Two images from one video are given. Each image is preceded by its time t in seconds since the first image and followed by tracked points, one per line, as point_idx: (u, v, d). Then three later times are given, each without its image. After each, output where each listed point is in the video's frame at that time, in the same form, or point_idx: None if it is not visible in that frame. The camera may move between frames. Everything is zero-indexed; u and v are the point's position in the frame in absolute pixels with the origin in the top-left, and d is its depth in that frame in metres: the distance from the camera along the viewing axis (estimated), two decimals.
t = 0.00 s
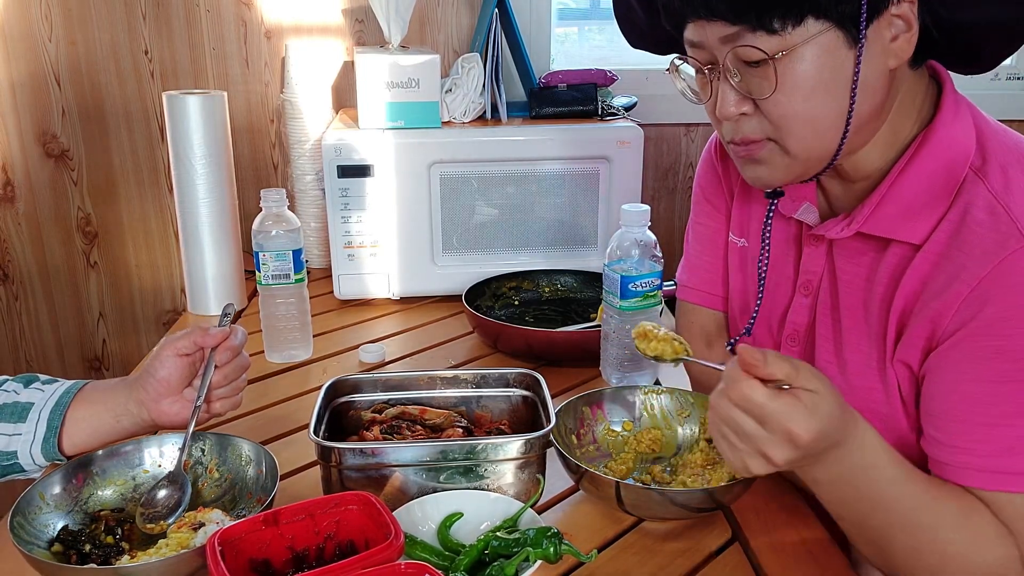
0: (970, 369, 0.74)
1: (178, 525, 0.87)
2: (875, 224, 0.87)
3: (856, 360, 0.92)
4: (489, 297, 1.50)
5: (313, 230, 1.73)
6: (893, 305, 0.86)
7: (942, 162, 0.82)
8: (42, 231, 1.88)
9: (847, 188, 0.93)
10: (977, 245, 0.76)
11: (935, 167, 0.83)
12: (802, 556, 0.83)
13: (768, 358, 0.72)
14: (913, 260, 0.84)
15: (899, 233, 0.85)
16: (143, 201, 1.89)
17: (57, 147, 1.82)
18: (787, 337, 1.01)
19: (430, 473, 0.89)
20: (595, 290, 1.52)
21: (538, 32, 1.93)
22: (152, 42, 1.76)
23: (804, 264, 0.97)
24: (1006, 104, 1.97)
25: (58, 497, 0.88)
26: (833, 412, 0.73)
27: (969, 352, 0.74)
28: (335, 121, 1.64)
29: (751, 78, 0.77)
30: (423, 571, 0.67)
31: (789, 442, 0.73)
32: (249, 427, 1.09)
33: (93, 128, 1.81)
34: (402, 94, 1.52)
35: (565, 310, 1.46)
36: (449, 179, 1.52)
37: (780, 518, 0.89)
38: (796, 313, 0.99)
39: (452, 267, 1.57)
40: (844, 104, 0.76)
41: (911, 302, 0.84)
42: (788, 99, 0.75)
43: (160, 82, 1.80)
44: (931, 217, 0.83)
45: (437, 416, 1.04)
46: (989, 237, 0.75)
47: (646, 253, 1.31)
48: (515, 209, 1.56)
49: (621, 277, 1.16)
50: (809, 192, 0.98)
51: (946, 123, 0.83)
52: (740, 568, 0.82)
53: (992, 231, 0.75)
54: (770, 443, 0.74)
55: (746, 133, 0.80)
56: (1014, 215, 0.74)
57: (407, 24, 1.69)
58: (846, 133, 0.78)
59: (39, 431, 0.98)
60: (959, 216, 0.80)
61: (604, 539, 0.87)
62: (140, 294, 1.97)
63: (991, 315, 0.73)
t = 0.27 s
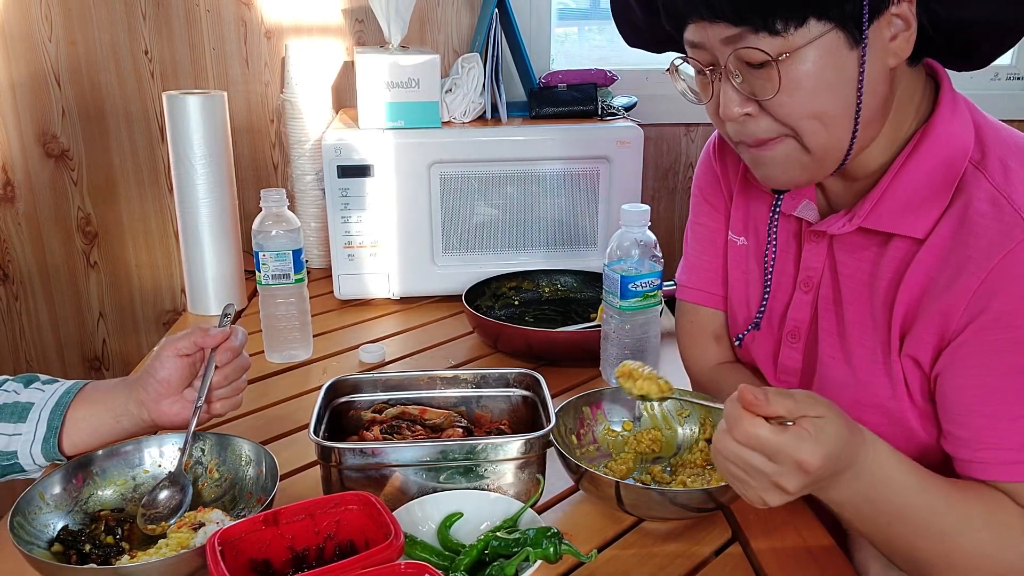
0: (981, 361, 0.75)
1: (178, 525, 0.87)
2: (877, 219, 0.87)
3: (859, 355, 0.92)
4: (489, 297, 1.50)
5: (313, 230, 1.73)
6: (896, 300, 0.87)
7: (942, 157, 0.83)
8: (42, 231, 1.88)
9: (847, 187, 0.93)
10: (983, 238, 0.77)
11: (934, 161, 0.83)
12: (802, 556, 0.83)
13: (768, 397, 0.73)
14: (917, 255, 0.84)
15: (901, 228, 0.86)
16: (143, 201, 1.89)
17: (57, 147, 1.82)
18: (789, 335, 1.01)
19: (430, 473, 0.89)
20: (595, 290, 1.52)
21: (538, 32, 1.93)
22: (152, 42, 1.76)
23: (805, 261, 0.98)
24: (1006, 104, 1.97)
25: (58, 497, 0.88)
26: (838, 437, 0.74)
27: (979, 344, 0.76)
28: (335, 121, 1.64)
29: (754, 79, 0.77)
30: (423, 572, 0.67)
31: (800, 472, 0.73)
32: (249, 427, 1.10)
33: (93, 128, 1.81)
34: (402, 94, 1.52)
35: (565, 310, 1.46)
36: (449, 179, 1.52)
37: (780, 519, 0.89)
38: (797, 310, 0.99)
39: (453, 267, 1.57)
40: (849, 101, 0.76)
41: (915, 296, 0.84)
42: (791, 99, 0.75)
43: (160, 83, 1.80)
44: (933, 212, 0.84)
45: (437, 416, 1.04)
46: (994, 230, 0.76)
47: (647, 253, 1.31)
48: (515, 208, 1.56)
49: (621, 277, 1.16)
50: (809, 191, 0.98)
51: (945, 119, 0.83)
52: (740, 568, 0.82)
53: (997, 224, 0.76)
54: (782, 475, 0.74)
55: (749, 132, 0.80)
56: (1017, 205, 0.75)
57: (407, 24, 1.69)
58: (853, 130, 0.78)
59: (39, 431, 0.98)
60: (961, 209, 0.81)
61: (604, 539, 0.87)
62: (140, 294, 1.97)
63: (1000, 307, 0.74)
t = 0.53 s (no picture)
0: (982, 355, 0.75)
1: (178, 525, 0.87)
2: (878, 216, 0.88)
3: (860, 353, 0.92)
4: (489, 297, 1.50)
5: (313, 230, 1.73)
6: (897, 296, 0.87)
7: (942, 153, 0.83)
8: (42, 231, 1.88)
9: (846, 187, 0.94)
10: (982, 231, 0.77)
11: (935, 158, 0.83)
12: (801, 556, 0.83)
13: (748, 399, 0.71)
14: (917, 251, 0.85)
15: (901, 225, 0.86)
16: (143, 201, 1.89)
17: (57, 147, 1.82)
18: (789, 333, 1.01)
19: (430, 473, 0.89)
20: (595, 290, 1.52)
21: (538, 32, 1.93)
22: (152, 42, 1.76)
23: (805, 259, 0.98)
24: (1005, 104, 1.97)
25: (58, 497, 0.88)
26: (821, 436, 0.73)
27: (979, 334, 0.76)
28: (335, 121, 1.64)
29: (755, 80, 0.77)
30: (423, 571, 0.67)
31: (777, 471, 0.73)
32: (249, 427, 1.10)
33: (93, 128, 1.81)
34: (402, 94, 1.52)
35: (565, 310, 1.46)
36: (449, 179, 1.52)
37: (780, 520, 0.89)
38: (798, 308, 0.99)
39: (453, 267, 1.57)
40: (845, 104, 0.76)
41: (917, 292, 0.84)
42: (792, 100, 0.75)
43: (160, 83, 1.80)
44: (932, 209, 0.84)
45: (437, 416, 1.04)
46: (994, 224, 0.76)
47: (646, 253, 1.31)
48: (515, 208, 1.56)
49: (621, 277, 1.16)
50: (808, 189, 0.98)
51: (944, 116, 0.84)
52: (740, 567, 0.82)
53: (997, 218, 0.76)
54: (760, 473, 0.74)
55: (749, 133, 0.80)
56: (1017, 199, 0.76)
57: (407, 24, 1.69)
58: (846, 133, 0.78)
59: (39, 431, 0.98)
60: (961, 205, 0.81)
61: (604, 539, 0.87)
62: (140, 294, 1.97)
63: (1000, 300, 0.74)
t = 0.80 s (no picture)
0: (978, 357, 0.75)
1: (178, 525, 0.87)
2: (874, 218, 0.88)
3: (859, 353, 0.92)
4: (489, 297, 1.50)
5: (312, 230, 1.73)
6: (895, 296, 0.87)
7: (939, 155, 0.83)
8: (42, 231, 1.88)
9: (846, 188, 0.94)
10: (982, 228, 0.77)
11: (931, 160, 0.84)
12: (801, 556, 0.83)
13: (727, 382, 0.73)
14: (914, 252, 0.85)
15: (897, 226, 0.86)
16: (143, 201, 1.89)
17: (58, 147, 1.82)
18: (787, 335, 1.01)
19: (430, 472, 0.89)
20: (595, 290, 1.52)
21: (538, 32, 1.93)
22: (152, 42, 1.76)
23: (802, 260, 0.98)
24: (1005, 104, 1.97)
25: (58, 497, 0.88)
26: (801, 423, 0.74)
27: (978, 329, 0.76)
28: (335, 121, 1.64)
29: (748, 84, 0.77)
30: (423, 571, 0.67)
31: (749, 454, 0.75)
32: (249, 427, 1.10)
33: (93, 128, 1.81)
34: (402, 94, 1.52)
35: (565, 310, 1.46)
36: (449, 179, 1.52)
37: (779, 520, 0.89)
38: (795, 309, 0.99)
39: (452, 267, 1.57)
40: (839, 112, 0.77)
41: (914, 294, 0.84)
42: (786, 105, 0.75)
43: (160, 83, 1.80)
44: (929, 209, 0.84)
45: (437, 416, 1.04)
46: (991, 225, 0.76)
47: (646, 253, 1.31)
48: (515, 208, 1.56)
49: (621, 276, 1.16)
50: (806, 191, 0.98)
51: (941, 116, 0.84)
52: (740, 567, 0.82)
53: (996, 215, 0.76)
54: (733, 453, 0.76)
55: (740, 138, 0.81)
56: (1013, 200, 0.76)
57: (407, 25, 1.69)
58: (841, 138, 0.79)
59: (38, 431, 0.98)
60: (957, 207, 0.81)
61: (604, 539, 0.87)
62: (140, 294, 1.97)
63: (995, 300, 0.74)
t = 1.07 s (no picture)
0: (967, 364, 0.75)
1: (178, 525, 0.87)
2: (867, 226, 0.88)
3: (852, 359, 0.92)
4: (489, 297, 1.50)
5: (313, 230, 1.73)
6: (889, 303, 0.87)
7: (931, 162, 0.84)
8: (41, 231, 1.88)
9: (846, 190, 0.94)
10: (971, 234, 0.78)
11: (923, 167, 0.84)
12: (801, 556, 0.83)
13: (692, 348, 0.73)
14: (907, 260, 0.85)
15: (889, 234, 0.87)
16: (143, 201, 1.89)
17: (58, 147, 1.82)
18: (783, 340, 1.02)
19: (430, 473, 0.89)
20: (595, 290, 1.52)
21: (538, 32, 1.93)
22: (152, 42, 1.76)
23: (797, 267, 0.99)
24: (1006, 104, 1.97)
25: (58, 497, 0.88)
26: (762, 397, 0.75)
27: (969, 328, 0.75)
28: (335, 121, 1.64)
29: (732, 95, 0.77)
30: (423, 571, 0.67)
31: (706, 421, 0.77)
32: (249, 427, 1.10)
33: (93, 128, 1.81)
34: (402, 94, 1.52)
35: (565, 310, 1.46)
36: (449, 179, 1.52)
37: (779, 520, 0.89)
38: (791, 315, 1.00)
39: (452, 267, 1.57)
40: (825, 127, 0.77)
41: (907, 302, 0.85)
42: (768, 117, 0.75)
43: (160, 83, 1.80)
44: (922, 216, 0.84)
45: (437, 415, 1.04)
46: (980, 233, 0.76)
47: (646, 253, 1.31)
48: (515, 209, 1.56)
49: (621, 276, 1.16)
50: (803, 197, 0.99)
51: (934, 124, 0.84)
52: (740, 567, 0.82)
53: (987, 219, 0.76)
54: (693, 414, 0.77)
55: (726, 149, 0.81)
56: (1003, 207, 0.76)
57: (407, 25, 1.69)
58: (829, 151, 0.80)
59: (38, 432, 0.98)
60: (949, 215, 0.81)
61: (604, 539, 0.87)
62: (140, 294, 1.97)
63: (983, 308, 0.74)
